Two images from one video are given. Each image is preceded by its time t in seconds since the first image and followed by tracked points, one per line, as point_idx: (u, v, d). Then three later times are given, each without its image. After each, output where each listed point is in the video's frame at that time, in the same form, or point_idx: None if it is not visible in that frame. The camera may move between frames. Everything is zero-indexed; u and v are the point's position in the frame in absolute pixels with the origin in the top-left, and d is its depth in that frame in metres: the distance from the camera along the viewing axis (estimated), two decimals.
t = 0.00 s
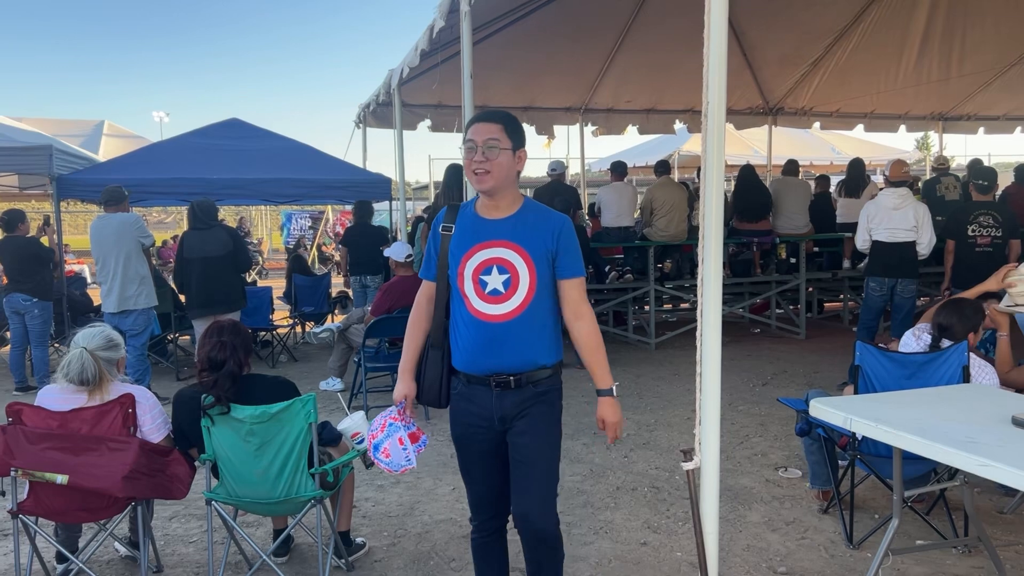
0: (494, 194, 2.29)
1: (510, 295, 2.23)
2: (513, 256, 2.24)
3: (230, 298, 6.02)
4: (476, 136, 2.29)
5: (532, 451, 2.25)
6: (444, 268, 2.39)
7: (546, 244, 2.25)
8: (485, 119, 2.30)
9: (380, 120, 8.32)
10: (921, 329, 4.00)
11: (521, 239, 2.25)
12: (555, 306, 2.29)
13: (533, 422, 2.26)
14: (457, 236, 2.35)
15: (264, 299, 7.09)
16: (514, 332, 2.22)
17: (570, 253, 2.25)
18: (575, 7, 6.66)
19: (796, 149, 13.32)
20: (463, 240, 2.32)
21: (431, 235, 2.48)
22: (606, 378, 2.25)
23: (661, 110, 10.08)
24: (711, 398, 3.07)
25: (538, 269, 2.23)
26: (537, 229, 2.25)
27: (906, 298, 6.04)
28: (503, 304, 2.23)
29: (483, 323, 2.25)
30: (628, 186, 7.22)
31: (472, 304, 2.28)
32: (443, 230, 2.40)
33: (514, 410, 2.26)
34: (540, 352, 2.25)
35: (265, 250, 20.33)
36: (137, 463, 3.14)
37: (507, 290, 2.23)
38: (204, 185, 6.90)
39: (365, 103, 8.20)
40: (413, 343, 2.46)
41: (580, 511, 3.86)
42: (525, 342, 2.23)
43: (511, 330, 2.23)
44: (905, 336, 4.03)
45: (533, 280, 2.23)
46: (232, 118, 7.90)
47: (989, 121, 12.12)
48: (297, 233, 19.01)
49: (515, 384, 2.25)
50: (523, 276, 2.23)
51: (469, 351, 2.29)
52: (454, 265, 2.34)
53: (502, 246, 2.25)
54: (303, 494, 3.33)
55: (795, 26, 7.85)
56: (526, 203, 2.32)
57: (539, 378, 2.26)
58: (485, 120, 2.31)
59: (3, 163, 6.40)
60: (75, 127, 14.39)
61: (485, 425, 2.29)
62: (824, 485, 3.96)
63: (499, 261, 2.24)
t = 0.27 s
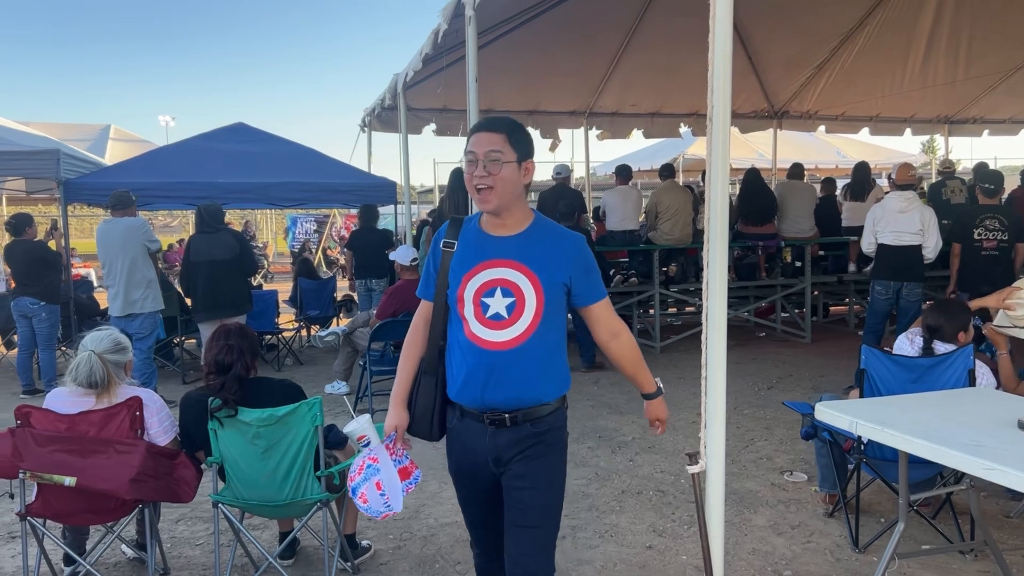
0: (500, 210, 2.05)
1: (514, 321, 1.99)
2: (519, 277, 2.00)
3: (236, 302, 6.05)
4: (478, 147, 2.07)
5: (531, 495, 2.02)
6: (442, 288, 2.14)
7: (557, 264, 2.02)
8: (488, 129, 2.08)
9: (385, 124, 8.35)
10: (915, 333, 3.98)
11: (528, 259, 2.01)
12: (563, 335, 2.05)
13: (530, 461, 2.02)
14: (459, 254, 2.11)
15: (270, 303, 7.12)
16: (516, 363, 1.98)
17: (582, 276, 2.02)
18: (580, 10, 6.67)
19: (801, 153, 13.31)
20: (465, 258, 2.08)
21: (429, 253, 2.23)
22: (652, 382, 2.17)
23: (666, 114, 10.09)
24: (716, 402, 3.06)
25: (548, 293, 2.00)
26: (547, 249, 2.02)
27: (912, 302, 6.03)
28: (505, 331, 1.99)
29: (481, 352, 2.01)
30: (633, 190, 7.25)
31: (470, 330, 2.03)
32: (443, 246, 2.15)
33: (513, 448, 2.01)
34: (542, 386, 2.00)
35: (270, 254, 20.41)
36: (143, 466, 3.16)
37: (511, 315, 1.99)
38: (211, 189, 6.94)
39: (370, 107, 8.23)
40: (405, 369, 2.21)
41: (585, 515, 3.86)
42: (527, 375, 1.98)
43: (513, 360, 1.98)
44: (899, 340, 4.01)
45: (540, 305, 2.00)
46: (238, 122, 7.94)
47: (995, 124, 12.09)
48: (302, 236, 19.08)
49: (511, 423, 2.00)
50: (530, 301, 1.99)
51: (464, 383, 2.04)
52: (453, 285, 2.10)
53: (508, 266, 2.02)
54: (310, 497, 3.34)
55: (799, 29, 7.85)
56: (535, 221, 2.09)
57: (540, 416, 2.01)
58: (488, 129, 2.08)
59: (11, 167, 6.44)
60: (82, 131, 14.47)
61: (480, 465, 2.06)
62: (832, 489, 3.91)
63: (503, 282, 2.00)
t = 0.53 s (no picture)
0: (524, 201, 1.84)
1: (532, 323, 1.77)
2: (538, 273, 1.79)
3: (243, 308, 6.07)
4: (505, 131, 1.85)
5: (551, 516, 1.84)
6: (452, 287, 1.93)
7: (579, 262, 1.80)
8: (518, 112, 1.87)
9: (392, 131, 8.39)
10: (920, 339, 3.99)
11: (548, 255, 1.80)
12: (585, 341, 1.84)
13: (549, 482, 1.81)
14: (470, 249, 1.89)
15: (277, 309, 7.14)
16: (532, 370, 1.77)
17: (607, 276, 1.79)
18: (585, 18, 6.69)
19: (808, 159, 13.29)
20: (478, 253, 1.87)
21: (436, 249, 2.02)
22: (647, 435, 1.79)
23: (672, 120, 10.10)
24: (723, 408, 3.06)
25: (569, 292, 1.78)
26: (569, 242, 1.81)
27: (919, 307, 6.01)
28: (522, 334, 1.77)
29: (496, 357, 1.79)
30: (639, 196, 7.26)
31: (482, 331, 1.82)
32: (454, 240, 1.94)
33: (533, 467, 1.79)
34: (562, 396, 1.79)
35: (276, 260, 20.50)
36: (152, 471, 3.17)
37: (529, 316, 1.77)
38: (218, 195, 6.97)
39: (377, 114, 8.27)
40: (411, 376, 1.99)
41: (592, 521, 3.86)
42: (545, 383, 1.77)
43: (529, 367, 1.77)
44: (904, 347, 4.02)
45: (560, 305, 1.77)
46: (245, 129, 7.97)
47: (1003, 130, 12.05)
48: (308, 242, 19.18)
49: (537, 436, 1.79)
50: (551, 301, 1.77)
51: (477, 392, 1.83)
52: (464, 283, 1.88)
53: (525, 262, 1.80)
54: (317, 503, 3.35)
55: (805, 35, 7.86)
56: (558, 215, 1.87)
57: (566, 429, 1.81)
58: (517, 112, 1.88)
59: (20, 175, 6.49)
60: (90, 138, 14.58)
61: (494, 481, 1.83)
62: (841, 495, 3.92)
63: (520, 279, 1.79)
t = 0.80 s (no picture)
0: (532, 211, 1.58)
1: (544, 352, 1.51)
2: (551, 293, 1.52)
3: (251, 316, 6.08)
4: (511, 130, 1.58)
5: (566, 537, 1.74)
6: (447, 308, 1.64)
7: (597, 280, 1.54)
8: (527, 108, 1.59)
9: (399, 138, 8.42)
10: (931, 347, 3.96)
11: (560, 273, 1.54)
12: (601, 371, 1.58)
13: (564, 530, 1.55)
14: (469, 264, 1.62)
15: (284, 317, 7.16)
16: (544, 406, 1.51)
17: (627, 297, 1.54)
18: (592, 26, 6.71)
19: (815, 166, 13.26)
20: (480, 269, 1.60)
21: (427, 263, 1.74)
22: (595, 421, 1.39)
23: (679, 128, 10.11)
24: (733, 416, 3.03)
25: (586, 314, 1.53)
26: (587, 257, 1.56)
27: (928, 315, 5.98)
28: (534, 364, 1.51)
29: (501, 392, 1.53)
30: (646, 204, 7.25)
31: (484, 361, 1.55)
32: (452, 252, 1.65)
33: (546, 514, 1.52)
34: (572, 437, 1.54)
35: (283, 268, 20.60)
36: (159, 479, 3.17)
37: (540, 343, 1.51)
38: (226, 203, 7.00)
39: (384, 122, 8.30)
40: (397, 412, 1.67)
41: (601, 530, 3.83)
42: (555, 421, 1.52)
43: (539, 404, 1.51)
44: (915, 354, 4.00)
45: (574, 331, 1.52)
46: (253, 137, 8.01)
47: (1011, 137, 12.01)
48: (316, 250, 19.26)
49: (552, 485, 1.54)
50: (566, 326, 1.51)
51: (480, 431, 1.56)
52: (463, 304, 1.61)
53: (537, 279, 1.54)
54: (324, 511, 3.34)
55: (812, 43, 7.87)
56: (569, 227, 1.62)
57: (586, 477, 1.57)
58: (525, 108, 1.60)
59: (30, 183, 6.54)
60: (100, 147, 14.69)
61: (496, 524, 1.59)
62: (851, 505, 3.90)
63: (530, 300, 1.52)
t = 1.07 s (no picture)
0: (492, 215, 1.55)
1: (514, 378, 1.46)
2: (520, 313, 1.46)
3: (257, 327, 6.09)
4: (468, 123, 1.56)
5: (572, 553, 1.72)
6: (410, 339, 1.62)
7: (571, 295, 1.47)
8: (483, 102, 1.59)
9: (405, 149, 8.46)
10: (942, 357, 3.95)
11: (531, 288, 1.48)
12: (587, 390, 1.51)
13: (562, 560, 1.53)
14: (429, 288, 1.59)
15: (290, 328, 7.18)
16: (518, 438, 1.46)
17: (607, 307, 1.46)
18: (597, 38, 6.75)
19: (821, 176, 13.24)
20: (443, 292, 1.56)
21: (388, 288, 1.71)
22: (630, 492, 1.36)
23: (684, 138, 10.12)
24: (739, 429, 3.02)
25: (561, 332, 1.45)
26: (558, 271, 1.49)
27: (934, 325, 5.95)
28: (504, 393, 1.46)
29: (470, 423, 1.49)
30: (651, 214, 7.26)
31: (454, 391, 1.51)
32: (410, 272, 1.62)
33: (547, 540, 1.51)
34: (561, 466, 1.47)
35: (289, 278, 20.65)
36: (165, 490, 3.16)
37: (510, 369, 1.46)
38: (233, 215, 7.04)
39: (391, 134, 8.34)
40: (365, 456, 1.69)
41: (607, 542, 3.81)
42: (539, 452, 1.46)
43: (513, 437, 1.46)
44: (925, 365, 3.99)
45: (552, 352, 1.45)
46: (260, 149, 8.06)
47: (1017, 146, 11.98)
48: (322, 261, 19.31)
49: (533, 528, 1.49)
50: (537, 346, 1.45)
51: (452, 466, 1.53)
52: (428, 332, 1.57)
53: (502, 301, 1.49)
54: (330, 522, 3.34)
55: (817, 54, 7.89)
56: (535, 232, 1.58)
57: (569, 515, 1.52)
58: (479, 104, 1.60)
59: (39, 195, 6.59)
60: (108, 158, 14.79)
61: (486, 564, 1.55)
62: (859, 517, 3.88)
63: (498, 323, 1.47)
